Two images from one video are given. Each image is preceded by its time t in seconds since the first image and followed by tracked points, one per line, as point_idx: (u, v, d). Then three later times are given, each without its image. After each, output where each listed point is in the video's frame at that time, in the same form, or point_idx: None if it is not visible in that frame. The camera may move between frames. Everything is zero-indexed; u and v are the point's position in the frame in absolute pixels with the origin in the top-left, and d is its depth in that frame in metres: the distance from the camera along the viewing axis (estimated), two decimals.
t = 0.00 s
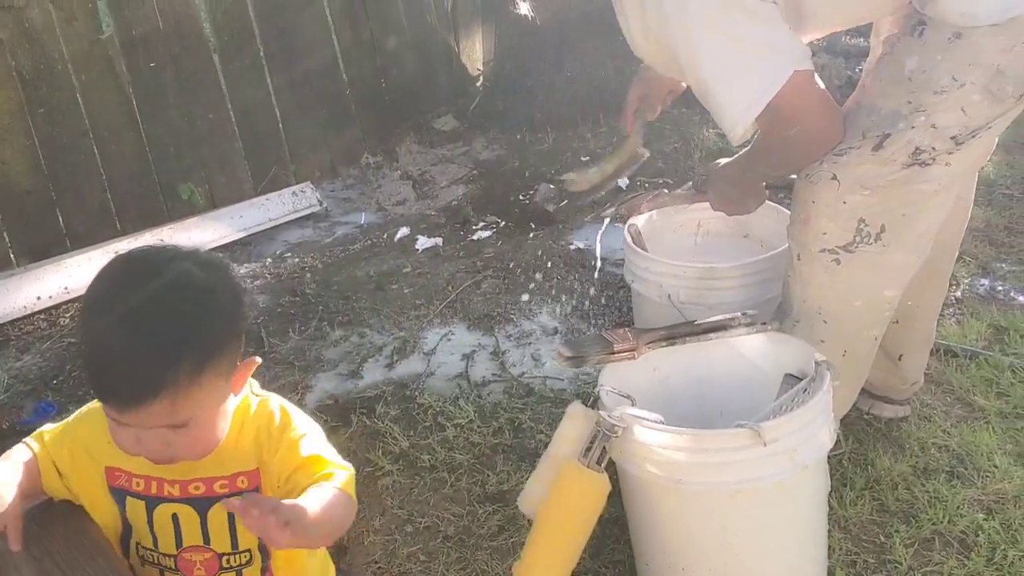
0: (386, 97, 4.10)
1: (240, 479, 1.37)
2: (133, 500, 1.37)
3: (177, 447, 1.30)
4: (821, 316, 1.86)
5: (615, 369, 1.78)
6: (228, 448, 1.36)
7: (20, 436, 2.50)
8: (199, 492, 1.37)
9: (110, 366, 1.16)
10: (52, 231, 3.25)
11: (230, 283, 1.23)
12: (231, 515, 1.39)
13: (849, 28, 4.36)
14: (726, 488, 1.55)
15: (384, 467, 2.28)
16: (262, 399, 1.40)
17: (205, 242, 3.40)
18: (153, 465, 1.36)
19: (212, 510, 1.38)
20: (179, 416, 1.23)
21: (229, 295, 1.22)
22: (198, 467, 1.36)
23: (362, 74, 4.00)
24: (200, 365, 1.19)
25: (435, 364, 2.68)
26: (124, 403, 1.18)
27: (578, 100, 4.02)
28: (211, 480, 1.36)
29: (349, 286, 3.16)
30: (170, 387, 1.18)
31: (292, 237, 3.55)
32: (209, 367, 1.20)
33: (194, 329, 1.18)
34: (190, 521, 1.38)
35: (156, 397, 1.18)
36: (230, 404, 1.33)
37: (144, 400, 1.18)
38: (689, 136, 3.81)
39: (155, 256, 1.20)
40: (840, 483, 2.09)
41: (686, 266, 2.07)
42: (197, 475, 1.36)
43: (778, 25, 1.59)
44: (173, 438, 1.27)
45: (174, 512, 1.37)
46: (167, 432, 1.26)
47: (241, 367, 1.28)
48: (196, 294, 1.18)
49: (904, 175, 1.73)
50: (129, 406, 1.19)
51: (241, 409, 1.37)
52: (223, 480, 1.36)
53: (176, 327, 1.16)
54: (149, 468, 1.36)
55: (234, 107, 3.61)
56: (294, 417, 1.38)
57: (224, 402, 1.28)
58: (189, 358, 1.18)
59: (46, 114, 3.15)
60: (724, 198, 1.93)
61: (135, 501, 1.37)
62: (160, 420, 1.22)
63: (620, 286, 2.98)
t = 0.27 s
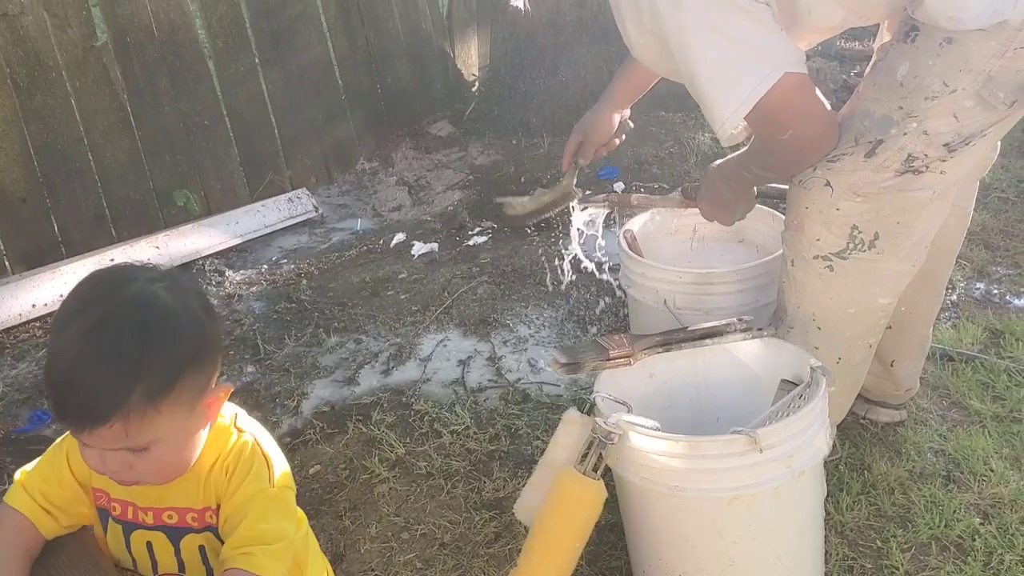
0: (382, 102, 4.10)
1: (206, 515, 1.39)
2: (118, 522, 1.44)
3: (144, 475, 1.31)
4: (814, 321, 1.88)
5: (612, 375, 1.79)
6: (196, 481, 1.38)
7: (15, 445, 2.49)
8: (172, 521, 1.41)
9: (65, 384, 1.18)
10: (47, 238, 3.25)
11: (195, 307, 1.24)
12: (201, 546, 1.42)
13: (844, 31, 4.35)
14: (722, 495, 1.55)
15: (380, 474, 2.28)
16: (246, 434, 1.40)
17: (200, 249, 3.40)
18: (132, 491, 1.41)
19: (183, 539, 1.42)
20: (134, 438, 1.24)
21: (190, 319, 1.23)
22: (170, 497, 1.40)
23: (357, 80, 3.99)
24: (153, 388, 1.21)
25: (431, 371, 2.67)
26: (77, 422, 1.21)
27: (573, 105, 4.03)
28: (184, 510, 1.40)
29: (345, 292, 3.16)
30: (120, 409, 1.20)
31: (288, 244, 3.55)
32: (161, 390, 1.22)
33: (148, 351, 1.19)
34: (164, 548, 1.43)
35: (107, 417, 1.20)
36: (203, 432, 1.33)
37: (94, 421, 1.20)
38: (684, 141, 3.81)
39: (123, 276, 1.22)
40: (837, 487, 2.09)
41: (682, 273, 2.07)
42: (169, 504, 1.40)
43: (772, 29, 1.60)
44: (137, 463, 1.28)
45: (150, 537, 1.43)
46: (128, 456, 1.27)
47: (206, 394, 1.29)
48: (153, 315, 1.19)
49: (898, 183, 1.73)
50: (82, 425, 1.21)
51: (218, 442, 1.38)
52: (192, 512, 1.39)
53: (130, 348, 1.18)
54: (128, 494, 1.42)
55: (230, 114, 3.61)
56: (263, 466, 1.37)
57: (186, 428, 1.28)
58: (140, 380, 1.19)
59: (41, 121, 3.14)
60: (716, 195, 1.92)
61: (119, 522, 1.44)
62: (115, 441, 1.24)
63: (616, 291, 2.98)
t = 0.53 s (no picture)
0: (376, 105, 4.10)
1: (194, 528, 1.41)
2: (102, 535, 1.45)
3: (125, 495, 1.31)
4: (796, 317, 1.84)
5: (606, 378, 1.79)
6: (183, 495, 1.39)
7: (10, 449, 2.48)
8: (158, 534, 1.42)
9: (38, 408, 1.18)
10: (41, 242, 3.24)
11: (169, 328, 1.24)
12: (185, 560, 1.44)
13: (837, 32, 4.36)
14: (718, 497, 1.55)
15: (376, 478, 2.27)
16: (233, 445, 1.42)
17: (194, 253, 3.38)
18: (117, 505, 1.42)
19: (168, 552, 1.43)
20: (112, 463, 1.24)
21: (164, 340, 1.22)
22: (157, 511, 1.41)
23: (351, 83, 3.99)
24: (127, 411, 1.20)
25: (426, 374, 2.67)
26: (53, 447, 1.21)
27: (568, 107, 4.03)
28: (169, 524, 1.41)
29: (340, 295, 3.15)
30: (95, 434, 1.20)
31: (282, 247, 3.54)
32: (136, 414, 1.21)
33: (120, 372, 1.19)
34: (149, 562, 1.45)
35: (82, 443, 1.20)
36: (183, 450, 1.33)
37: (70, 447, 1.20)
38: (679, 142, 3.81)
39: (98, 294, 1.22)
40: (833, 489, 2.09)
41: (676, 274, 2.07)
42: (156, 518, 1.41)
43: (751, 24, 1.58)
44: (117, 485, 1.29)
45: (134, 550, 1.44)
46: (107, 478, 1.27)
47: (183, 413, 1.29)
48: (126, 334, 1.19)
49: (876, 180, 1.69)
50: (59, 451, 1.21)
51: (206, 453, 1.39)
52: (179, 525, 1.41)
53: (102, 368, 1.17)
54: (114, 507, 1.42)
55: (224, 117, 3.60)
56: (252, 477, 1.39)
57: (164, 448, 1.28)
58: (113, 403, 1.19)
59: (34, 125, 3.13)
60: (705, 181, 1.87)
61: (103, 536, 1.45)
62: (93, 466, 1.24)
63: (612, 293, 2.98)
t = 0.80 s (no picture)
0: (372, 107, 4.10)
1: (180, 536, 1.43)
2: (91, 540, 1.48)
3: (109, 498, 1.34)
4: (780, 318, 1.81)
5: (603, 381, 1.78)
6: (171, 502, 1.41)
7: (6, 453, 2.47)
8: (145, 541, 1.44)
9: (24, 410, 1.20)
10: (35, 246, 3.23)
11: (157, 336, 1.25)
12: (172, 567, 1.46)
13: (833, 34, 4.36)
14: (715, 501, 1.55)
15: (372, 482, 2.27)
16: (223, 452, 1.42)
17: (190, 257, 3.37)
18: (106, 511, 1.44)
19: (155, 559, 1.46)
20: (95, 466, 1.26)
21: (151, 347, 1.24)
22: (144, 518, 1.43)
23: (348, 86, 3.99)
24: (110, 417, 1.22)
25: (423, 377, 2.66)
26: (37, 449, 1.23)
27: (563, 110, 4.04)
28: (156, 530, 1.43)
29: (336, 298, 3.15)
30: (78, 439, 1.21)
31: (278, 250, 3.54)
32: (120, 420, 1.23)
33: (104, 378, 1.20)
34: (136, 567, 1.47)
35: (63, 446, 1.21)
36: (170, 456, 1.35)
37: (53, 449, 1.22)
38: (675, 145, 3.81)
39: (89, 300, 1.24)
40: (830, 492, 2.09)
41: (672, 277, 2.07)
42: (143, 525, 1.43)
43: (739, 20, 1.53)
44: (101, 487, 1.31)
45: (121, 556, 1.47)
46: (91, 480, 1.29)
47: (168, 420, 1.30)
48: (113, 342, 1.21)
49: (857, 181, 1.66)
50: (43, 452, 1.23)
51: (195, 459, 1.41)
52: (166, 533, 1.43)
53: (87, 374, 1.19)
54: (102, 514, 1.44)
55: (219, 120, 3.60)
56: (238, 484, 1.39)
57: (147, 454, 1.30)
58: (96, 408, 1.20)
59: (29, 128, 3.12)
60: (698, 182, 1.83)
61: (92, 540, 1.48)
62: (76, 469, 1.26)
63: (608, 296, 2.97)
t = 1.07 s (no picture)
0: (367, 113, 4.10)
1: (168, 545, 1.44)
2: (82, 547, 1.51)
3: (97, 505, 1.37)
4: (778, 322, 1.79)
5: (599, 386, 1.78)
6: (160, 512, 1.43)
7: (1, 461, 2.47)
8: (134, 550, 1.46)
9: (11, 413, 1.25)
10: (30, 252, 3.22)
11: (149, 342, 1.30)
12: None
13: (827, 39, 4.37)
14: (712, 505, 1.54)
15: (368, 488, 2.26)
16: (213, 462, 1.46)
17: (185, 262, 3.36)
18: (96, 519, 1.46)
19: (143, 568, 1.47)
20: (83, 472, 1.30)
21: (143, 354, 1.28)
22: (132, 526, 1.45)
23: (343, 92, 3.99)
24: (100, 423, 1.26)
25: (419, 383, 2.66)
26: (26, 451, 1.27)
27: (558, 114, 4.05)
28: (145, 539, 1.45)
29: (332, 304, 3.14)
30: (65, 442, 1.25)
31: (273, 256, 3.53)
32: (109, 427, 1.27)
33: (93, 384, 1.25)
34: None
35: (52, 450, 1.26)
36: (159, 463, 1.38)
37: (42, 453, 1.26)
38: (670, 149, 3.81)
39: (83, 308, 1.29)
40: (826, 496, 2.09)
41: (668, 281, 2.07)
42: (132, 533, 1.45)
43: (729, 23, 1.52)
44: (88, 493, 1.35)
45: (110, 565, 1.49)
46: (79, 485, 1.33)
47: (158, 430, 1.34)
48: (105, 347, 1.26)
49: (856, 186, 1.65)
50: (33, 455, 1.28)
51: (184, 469, 1.43)
52: (154, 542, 1.45)
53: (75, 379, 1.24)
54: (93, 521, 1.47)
55: (214, 126, 3.59)
56: (227, 495, 1.41)
57: (136, 463, 1.34)
58: (87, 413, 1.25)
59: (24, 135, 3.12)
60: (697, 186, 1.84)
61: (83, 549, 1.51)
62: (64, 474, 1.30)
63: (604, 300, 2.98)
